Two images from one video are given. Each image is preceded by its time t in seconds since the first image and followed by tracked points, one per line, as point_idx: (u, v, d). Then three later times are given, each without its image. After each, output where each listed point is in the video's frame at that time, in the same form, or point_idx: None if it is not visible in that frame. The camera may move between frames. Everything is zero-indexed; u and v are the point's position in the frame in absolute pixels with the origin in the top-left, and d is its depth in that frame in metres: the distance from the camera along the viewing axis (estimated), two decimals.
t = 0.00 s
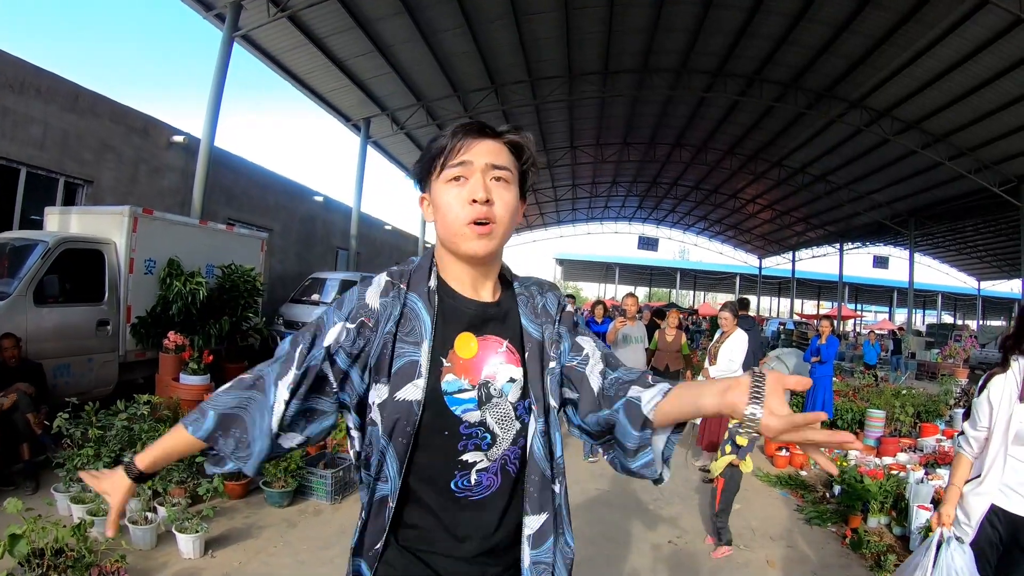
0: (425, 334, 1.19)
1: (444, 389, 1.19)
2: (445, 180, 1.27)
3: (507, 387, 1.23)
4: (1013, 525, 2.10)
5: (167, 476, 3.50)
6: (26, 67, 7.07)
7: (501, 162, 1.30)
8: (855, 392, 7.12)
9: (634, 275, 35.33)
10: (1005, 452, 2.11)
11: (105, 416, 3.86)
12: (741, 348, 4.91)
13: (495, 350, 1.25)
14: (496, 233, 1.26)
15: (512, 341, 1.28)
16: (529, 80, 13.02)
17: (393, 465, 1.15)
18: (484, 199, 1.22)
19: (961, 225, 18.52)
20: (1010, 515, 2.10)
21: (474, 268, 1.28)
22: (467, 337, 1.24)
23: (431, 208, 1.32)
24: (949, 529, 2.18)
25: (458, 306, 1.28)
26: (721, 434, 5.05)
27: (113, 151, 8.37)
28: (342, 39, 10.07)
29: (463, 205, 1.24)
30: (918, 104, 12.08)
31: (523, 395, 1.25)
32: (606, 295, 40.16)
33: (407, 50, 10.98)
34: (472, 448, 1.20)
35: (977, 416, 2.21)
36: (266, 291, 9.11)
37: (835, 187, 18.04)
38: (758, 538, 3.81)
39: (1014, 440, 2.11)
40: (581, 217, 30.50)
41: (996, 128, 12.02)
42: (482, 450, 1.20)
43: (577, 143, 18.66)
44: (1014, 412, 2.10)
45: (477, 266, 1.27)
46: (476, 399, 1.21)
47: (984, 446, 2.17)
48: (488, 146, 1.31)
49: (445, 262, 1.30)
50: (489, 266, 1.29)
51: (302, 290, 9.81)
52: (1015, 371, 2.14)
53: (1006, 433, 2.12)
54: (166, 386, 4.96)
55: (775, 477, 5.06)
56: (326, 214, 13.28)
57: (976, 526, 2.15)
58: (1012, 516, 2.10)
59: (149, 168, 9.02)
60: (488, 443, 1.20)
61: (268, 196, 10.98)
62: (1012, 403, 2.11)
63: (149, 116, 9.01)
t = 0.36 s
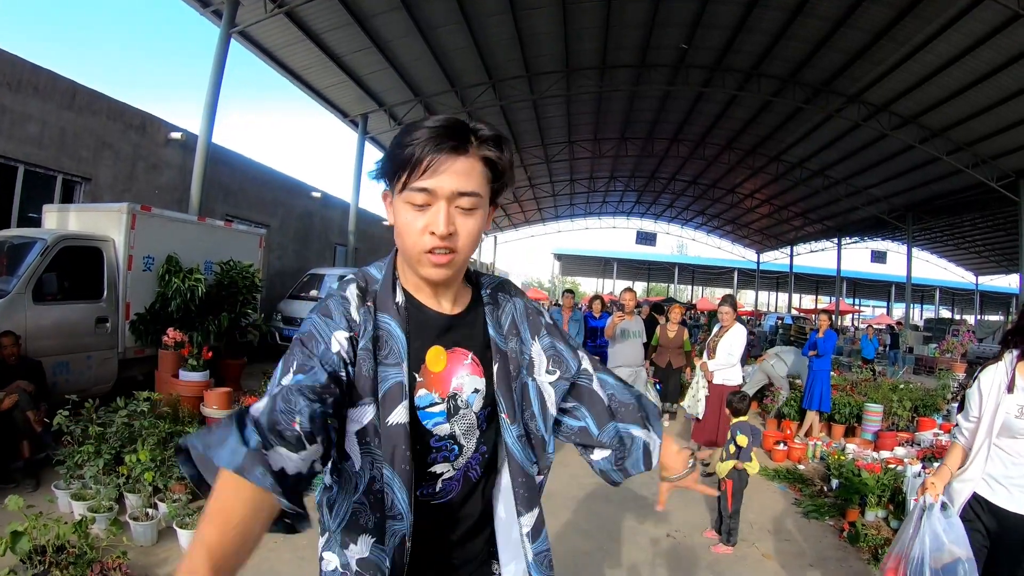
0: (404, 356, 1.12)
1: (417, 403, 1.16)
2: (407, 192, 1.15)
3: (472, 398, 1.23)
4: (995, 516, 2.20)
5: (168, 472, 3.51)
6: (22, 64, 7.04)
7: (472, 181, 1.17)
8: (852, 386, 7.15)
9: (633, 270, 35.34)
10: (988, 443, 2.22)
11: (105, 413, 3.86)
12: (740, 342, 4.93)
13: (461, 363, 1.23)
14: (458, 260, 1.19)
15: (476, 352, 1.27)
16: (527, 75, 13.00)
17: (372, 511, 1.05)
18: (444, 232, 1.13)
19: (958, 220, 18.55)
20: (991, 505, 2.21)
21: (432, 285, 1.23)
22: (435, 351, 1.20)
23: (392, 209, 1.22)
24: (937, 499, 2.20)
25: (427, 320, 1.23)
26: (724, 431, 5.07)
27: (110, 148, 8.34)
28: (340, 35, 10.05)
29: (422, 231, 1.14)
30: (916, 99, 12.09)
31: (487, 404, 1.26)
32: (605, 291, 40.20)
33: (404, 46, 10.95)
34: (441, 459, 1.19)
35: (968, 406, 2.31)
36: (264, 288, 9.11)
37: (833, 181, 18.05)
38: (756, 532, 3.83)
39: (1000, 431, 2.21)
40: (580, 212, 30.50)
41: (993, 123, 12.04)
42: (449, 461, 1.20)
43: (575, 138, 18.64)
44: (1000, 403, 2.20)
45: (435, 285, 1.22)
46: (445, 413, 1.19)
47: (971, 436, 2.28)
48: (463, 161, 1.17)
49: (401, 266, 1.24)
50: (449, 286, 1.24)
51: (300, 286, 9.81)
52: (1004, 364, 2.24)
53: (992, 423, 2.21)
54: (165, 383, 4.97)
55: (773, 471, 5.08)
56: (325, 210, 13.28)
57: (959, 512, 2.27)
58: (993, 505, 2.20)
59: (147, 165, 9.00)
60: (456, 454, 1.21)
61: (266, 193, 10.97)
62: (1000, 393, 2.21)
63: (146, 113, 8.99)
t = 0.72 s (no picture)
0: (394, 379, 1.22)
1: (398, 418, 1.26)
2: (400, 266, 1.14)
3: (443, 408, 1.35)
4: (967, 525, 2.18)
5: (173, 469, 3.56)
6: (24, 65, 7.09)
7: (468, 260, 1.15)
8: (852, 384, 7.18)
9: (633, 269, 35.35)
10: (959, 450, 2.22)
11: (111, 411, 3.90)
12: (738, 339, 4.97)
13: (438, 382, 1.33)
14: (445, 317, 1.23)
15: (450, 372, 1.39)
16: (527, 75, 13.04)
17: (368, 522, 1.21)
18: (433, 312, 1.16)
19: (958, 218, 18.58)
20: (963, 515, 2.18)
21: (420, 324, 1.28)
22: (417, 373, 1.30)
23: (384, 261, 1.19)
24: (909, 532, 2.18)
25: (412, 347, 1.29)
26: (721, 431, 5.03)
27: (112, 149, 8.39)
28: (341, 35, 10.09)
29: (416, 305, 1.16)
30: (915, 98, 12.11)
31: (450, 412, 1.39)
32: (606, 289, 40.25)
33: (404, 46, 10.99)
34: (418, 452, 1.32)
35: (940, 414, 2.32)
36: (265, 287, 9.17)
37: (833, 180, 18.08)
38: (753, 528, 3.87)
39: (970, 439, 2.21)
40: (580, 211, 30.53)
41: (992, 123, 12.08)
42: (423, 454, 1.33)
43: (576, 137, 18.68)
44: (971, 411, 2.20)
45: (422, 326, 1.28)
46: (419, 421, 1.30)
47: (943, 443, 2.28)
48: (461, 244, 1.12)
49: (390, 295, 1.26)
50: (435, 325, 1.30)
51: (301, 285, 9.86)
52: (975, 370, 2.26)
53: (962, 432, 2.22)
54: (168, 382, 5.01)
55: (771, 468, 5.12)
56: (325, 209, 13.32)
57: (930, 521, 2.24)
58: (966, 515, 2.17)
59: (148, 166, 9.05)
60: (428, 448, 1.33)
61: (267, 192, 11.01)
62: (971, 401, 2.21)
63: (148, 113, 9.03)
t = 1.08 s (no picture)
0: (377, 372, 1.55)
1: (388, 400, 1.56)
2: (394, 304, 1.45)
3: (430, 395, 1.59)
4: (948, 533, 2.08)
5: (182, 463, 3.64)
6: (34, 66, 7.20)
7: (447, 300, 1.45)
8: (852, 384, 7.22)
9: (636, 268, 35.32)
10: (934, 454, 2.15)
11: (121, 406, 3.97)
12: (738, 338, 5.03)
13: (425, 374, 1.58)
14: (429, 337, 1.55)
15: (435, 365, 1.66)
16: (530, 75, 13.09)
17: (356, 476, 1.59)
18: (421, 340, 1.48)
19: (961, 219, 18.57)
20: (942, 523, 2.09)
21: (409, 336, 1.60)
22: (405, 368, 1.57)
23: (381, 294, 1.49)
24: (887, 547, 2.15)
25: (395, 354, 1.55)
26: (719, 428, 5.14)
27: (120, 148, 8.48)
28: (345, 35, 10.17)
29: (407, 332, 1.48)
30: (917, 99, 12.13)
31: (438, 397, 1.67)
32: (608, 289, 40.21)
33: (408, 46, 11.07)
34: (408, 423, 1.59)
35: (917, 419, 2.26)
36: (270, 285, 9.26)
37: (836, 181, 18.09)
38: (750, 524, 3.94)
39: (946, 442, 2.13)
40: (583, 211, 30.54)
41: (994, 124, 12.10)
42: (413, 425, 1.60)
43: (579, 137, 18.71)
44: (946, 414, 2.13)
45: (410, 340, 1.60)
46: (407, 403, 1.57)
47: (918, 448, 2.22)
48: (443, 293, 1.42)
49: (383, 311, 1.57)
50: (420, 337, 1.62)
51: (305, 284, 9.95)
52: (952, 372, 2.20)
53: (938, 434, 2.14)
54: (177, 378, 5.10)
55: (769, 466, 5.18)
56: (329, 208, 13.40)
57: (909, 529, 2.16)
58: (942, 522, 2.09)
59: (155, 164, 9.14)
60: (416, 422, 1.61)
61: (271, 191, 11.09)
62: (947, 404, 2.14)
63: (155, 112, 9.13)
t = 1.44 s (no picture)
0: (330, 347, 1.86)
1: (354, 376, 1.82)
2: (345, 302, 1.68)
3: (394, 375, 1.83)
4: None
5: (179, 459, 3.74)
6: (34, 70, 7.30)
7: (384, 294, 1.66)
8: (839, 386, 7.31)
9: (632, 271, 35.41)
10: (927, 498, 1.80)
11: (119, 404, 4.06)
12: (722, 340, 5.14)
13: (385, 359, 1.83)
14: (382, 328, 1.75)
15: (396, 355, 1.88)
16: (526, 79, 13.20)
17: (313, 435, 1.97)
18: (370, 329, 1.68)
19: (954, 223, 18.71)
20: None
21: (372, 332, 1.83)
22: (365, 351, 1.83)
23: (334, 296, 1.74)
24: None
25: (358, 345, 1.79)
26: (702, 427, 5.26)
27: (118, 151, 8.58)
28: (342, 40, 10.29)
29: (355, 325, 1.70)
30: (909, 104, 12.26)
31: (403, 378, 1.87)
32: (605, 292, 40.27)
33: (404, 50, 11.18)
34: (375, 398, 1.82)
35: (903, 453, 1.88)
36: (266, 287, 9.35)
37: (830, 185, 18.22)
38: (733, 522, 4.03)
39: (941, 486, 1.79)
40: (579, 214, 30.65)
41: (986, 129, 12.23)
42: (382, 398, 1.82)
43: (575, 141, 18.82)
44: (943, 453, 1.79)
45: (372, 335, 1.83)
46: (375, 380, 1.81)
47: (906, 490, 1.85)
48: (376, 289, 1.63)
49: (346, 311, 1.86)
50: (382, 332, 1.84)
51: (301, 286, 10.04)
52: (949, 403, 1.85)
53: (933, 477, 1.79)
54: (173, 377, 5.19)
55: (755, 466, 5.27)
56: (325, 211, 13.50)
57: None
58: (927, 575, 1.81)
59: (153, 168, 9.24)
60: (384, 396, 1.82)
61: (268, 194, 11.18)
62: (943, 440, 1.80)
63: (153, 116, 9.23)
